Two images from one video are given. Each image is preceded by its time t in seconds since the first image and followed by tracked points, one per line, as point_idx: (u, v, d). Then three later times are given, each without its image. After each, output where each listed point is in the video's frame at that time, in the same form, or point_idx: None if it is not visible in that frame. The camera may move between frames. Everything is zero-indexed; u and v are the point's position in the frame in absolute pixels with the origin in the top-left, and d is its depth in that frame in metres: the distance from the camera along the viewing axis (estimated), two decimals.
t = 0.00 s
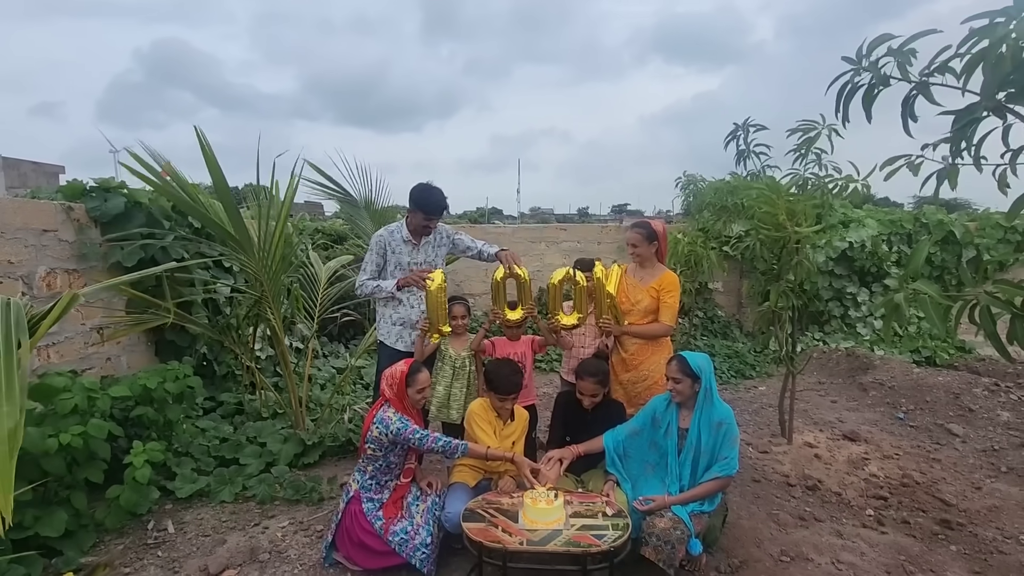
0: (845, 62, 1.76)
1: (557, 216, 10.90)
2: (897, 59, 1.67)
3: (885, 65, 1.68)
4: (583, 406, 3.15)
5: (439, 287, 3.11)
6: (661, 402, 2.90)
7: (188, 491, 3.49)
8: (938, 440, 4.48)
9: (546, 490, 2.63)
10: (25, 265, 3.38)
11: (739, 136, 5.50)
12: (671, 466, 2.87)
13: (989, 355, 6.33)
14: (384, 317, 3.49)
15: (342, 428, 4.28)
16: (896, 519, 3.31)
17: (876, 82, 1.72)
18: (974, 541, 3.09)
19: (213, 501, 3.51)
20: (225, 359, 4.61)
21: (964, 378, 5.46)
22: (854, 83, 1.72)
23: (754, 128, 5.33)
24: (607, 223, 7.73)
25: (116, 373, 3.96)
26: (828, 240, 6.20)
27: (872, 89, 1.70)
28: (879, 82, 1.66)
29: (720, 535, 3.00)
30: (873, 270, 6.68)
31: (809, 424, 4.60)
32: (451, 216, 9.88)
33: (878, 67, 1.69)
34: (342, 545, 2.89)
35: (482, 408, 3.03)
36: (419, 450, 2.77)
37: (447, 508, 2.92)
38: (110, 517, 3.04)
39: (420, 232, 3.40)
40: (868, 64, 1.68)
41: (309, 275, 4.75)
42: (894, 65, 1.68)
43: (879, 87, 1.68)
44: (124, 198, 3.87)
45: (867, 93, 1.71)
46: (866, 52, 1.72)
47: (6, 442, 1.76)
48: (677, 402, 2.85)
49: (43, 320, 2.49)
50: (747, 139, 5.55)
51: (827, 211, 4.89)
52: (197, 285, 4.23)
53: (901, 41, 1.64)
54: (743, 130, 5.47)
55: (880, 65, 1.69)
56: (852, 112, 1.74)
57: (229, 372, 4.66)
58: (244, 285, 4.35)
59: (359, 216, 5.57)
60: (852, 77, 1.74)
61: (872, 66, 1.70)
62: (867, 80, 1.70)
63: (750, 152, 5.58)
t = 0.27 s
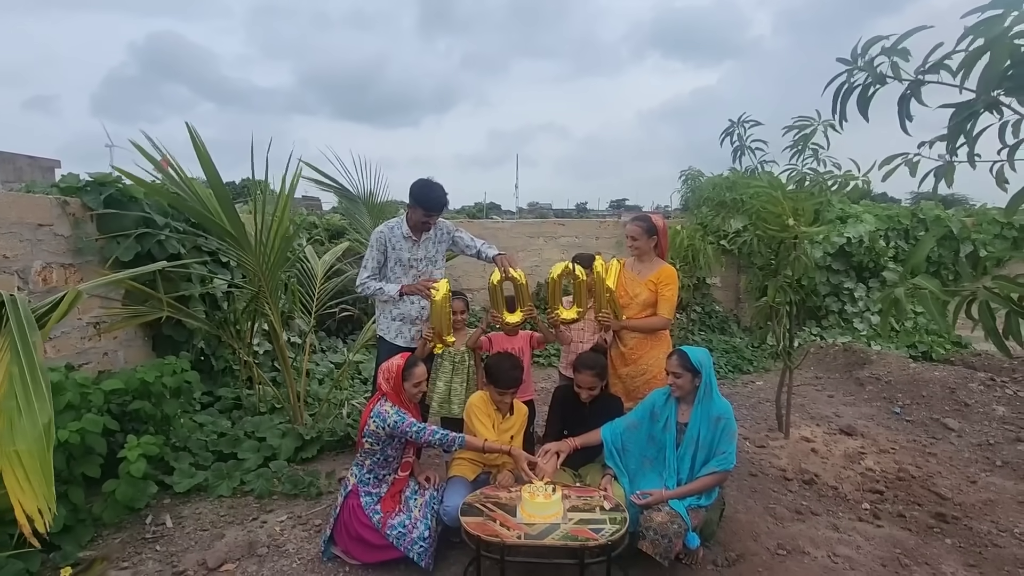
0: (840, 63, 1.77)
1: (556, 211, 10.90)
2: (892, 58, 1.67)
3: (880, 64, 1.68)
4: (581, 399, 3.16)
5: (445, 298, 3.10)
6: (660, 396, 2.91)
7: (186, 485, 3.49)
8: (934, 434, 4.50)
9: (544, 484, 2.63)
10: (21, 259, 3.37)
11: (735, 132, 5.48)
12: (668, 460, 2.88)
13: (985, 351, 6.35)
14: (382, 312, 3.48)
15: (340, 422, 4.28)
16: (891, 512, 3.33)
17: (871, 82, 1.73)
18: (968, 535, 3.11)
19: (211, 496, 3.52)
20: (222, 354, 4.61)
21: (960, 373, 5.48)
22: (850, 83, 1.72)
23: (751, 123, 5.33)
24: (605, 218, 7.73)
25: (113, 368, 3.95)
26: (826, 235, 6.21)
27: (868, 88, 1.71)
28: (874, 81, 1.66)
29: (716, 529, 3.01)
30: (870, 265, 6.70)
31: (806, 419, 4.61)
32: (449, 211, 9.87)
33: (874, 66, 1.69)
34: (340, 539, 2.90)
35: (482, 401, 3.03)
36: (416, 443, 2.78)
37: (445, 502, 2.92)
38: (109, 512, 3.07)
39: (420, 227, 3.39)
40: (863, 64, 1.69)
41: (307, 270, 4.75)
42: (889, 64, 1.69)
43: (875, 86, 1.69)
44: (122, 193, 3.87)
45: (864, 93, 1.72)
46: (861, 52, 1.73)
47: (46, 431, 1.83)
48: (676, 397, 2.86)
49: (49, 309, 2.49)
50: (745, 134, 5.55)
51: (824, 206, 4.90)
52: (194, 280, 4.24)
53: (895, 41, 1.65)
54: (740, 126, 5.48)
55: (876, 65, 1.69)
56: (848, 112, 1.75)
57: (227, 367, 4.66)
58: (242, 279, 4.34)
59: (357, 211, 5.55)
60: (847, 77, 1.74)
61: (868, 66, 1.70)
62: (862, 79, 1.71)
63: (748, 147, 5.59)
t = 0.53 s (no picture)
0: (833, 73, 1.79)
1: (555, 207, 10.89)
2: (884, 64, 1.68)
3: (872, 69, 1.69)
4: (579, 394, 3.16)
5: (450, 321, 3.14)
6: (660, 392, 2.93)
7: (185, 481, 3.49)
8: (931, 430, 4.52)
9: (542, 480, 2.64)
10: (18, 255, 3.37)
11: (737, 126, 5.51)
12: (666, 455, 2.88)
13: (982, 347, 6.37)
14: (381, 308, 3.48)
15: (339, 419, 4.29)
16: (888, 508, 3.35)
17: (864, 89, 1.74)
18: (964, 530, 3.12)
19: (210, 492, 3.52)
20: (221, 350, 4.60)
21: (957, 369, 5.50)
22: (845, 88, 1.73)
23: (753, 119, 5.33)
24: (604, 215, 7.74)
25: (111, 364, 3.95)
26: (824, 232, 6.23)
27: (862, 95, 1.73)
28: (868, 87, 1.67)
29: (714, 524, 3.03)
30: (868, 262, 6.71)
31: (803, 415, 4.63)
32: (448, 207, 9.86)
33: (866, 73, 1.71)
34: (339, 535, 2.90)
35: (481, 396, 3.04)
36: (412, 439, 2.78)
37: (444, 498, 2.93)
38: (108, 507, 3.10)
39: (421, 225, 3.38)
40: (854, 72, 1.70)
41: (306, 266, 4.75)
42: (881, 70, 1.70)
43: (867, 93, 1.70)
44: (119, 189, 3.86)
45: (858, 99, 1.73)
46: (853, 61, 1.75)
47: (87, 422, 1.94)
48: (676, 392, 2.87)
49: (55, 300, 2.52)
50: (746, 129, 5.56)
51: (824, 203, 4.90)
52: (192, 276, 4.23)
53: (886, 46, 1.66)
54: (741, 120, 5.48)
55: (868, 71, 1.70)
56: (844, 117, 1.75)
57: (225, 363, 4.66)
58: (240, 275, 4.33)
59: (354, 207, 5.55)
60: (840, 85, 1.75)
61: (860, 73, 1.72)
62: (855, 87, 1.72)
63: (748, 142, 5.59)
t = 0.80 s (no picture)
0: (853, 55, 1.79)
1: (554, 204, 10.88)
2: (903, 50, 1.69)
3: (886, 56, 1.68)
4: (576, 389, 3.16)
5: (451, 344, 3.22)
6: (658, 389, 2.94)
7: (184, 478, 3.50)
8: (928, 427, 4.53)
9: (541, 477, 2.64)
10: (15, 251, 3.36)
11: (738, 121, 5.50)
12: (665, 452, 2.89)
13: (979, 344, 6.39)
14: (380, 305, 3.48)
15: (337, 415, 4.29)
16: (885, 504, 3.36)
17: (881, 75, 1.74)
18: (961, 526, 3.14)
19: (209, 488, 3.53)
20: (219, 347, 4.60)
21: (955, 367, 5.51)
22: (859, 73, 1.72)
23: (754, 115, 5.33)
24: (603, 211, 7.73)
25: (110, 361, 3.95)
26: (823, 229, 6.24)
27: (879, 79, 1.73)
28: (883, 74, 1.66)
29: (712, 521, 3.04)
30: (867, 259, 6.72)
31: (802, 412, 4.64)
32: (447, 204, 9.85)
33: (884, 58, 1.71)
34: (337, 532, 2.91)
35: (479, 391, 3.04)
36: (407, 436, 2.78)
37: (442, 494, 2.93)
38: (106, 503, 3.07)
39: (423, 223, 3.38)
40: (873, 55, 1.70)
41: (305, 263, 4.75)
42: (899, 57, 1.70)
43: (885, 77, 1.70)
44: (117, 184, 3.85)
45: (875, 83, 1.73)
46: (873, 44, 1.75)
47: (83, 420, 1.94)
48: (675, 389, 2.88)
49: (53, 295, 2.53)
50: (747, 125, 5.55)
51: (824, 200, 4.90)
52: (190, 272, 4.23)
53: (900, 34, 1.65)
54: (743, 116, 5.48)
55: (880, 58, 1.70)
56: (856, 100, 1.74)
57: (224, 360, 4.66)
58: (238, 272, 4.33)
59: (352, 205, 5.55)
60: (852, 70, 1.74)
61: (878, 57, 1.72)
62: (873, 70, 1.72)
63: (749, 139, 5.59)
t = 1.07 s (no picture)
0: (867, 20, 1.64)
1: (553, 202, 10.88)
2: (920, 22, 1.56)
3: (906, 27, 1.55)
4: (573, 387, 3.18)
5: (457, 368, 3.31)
6: (656, 387, 2.94)
7: (183, 474, 3.50)
8: (926, 425, 4.54)
9: (540, 474, 2.65)
10: (14, 248, 3.35)
11: (739, 119, 5.52)
12: (664, 450, 2.90)
13: (977, 343, 6.40)
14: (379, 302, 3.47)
15: (337, 413, 4.30)
16: (883, 502, 3.37)
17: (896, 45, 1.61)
18: (958, 524, 3.15)
19: (208, 485, 3.53)
20: (218, 344, 4.60)
21: (953, 365, 5.53)
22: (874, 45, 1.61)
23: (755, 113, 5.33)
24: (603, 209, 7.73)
25: (109, 357, 3.94)
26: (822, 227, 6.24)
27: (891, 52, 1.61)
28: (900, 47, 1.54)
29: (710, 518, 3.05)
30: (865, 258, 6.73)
31: (800, 410, 4.65)
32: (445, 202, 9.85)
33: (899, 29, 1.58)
34: (336, 528, 2.92)
35: (478, 388, 3.05)
36: (402, 434, 2.78)
37: (441, 491, 2.93)
38: (105, 499, 3.06)
39: (424, 221, 3.38)
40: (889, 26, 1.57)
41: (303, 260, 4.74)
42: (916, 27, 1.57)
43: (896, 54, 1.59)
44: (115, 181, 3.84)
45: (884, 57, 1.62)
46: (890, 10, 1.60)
47: (49, 418, 1.87)
48: (673, 388, 2.89)
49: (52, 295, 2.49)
50: (747, 123, 5.55)
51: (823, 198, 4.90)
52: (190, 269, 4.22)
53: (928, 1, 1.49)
54: (743, 114, 5.48)
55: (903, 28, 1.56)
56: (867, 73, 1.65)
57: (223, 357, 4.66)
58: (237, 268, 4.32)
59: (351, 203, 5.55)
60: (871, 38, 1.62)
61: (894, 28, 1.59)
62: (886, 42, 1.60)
63: (748, 137, 5.59)
